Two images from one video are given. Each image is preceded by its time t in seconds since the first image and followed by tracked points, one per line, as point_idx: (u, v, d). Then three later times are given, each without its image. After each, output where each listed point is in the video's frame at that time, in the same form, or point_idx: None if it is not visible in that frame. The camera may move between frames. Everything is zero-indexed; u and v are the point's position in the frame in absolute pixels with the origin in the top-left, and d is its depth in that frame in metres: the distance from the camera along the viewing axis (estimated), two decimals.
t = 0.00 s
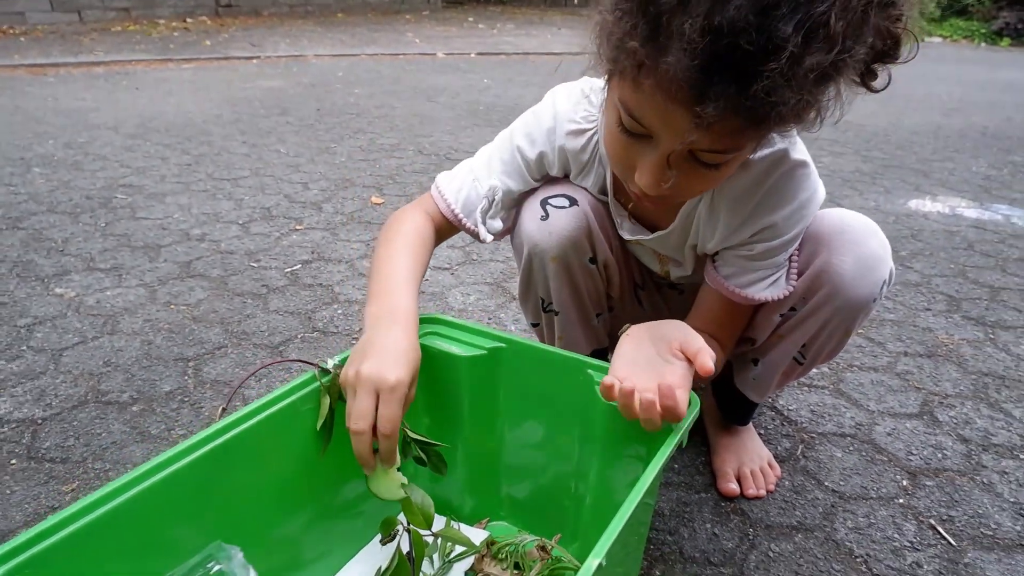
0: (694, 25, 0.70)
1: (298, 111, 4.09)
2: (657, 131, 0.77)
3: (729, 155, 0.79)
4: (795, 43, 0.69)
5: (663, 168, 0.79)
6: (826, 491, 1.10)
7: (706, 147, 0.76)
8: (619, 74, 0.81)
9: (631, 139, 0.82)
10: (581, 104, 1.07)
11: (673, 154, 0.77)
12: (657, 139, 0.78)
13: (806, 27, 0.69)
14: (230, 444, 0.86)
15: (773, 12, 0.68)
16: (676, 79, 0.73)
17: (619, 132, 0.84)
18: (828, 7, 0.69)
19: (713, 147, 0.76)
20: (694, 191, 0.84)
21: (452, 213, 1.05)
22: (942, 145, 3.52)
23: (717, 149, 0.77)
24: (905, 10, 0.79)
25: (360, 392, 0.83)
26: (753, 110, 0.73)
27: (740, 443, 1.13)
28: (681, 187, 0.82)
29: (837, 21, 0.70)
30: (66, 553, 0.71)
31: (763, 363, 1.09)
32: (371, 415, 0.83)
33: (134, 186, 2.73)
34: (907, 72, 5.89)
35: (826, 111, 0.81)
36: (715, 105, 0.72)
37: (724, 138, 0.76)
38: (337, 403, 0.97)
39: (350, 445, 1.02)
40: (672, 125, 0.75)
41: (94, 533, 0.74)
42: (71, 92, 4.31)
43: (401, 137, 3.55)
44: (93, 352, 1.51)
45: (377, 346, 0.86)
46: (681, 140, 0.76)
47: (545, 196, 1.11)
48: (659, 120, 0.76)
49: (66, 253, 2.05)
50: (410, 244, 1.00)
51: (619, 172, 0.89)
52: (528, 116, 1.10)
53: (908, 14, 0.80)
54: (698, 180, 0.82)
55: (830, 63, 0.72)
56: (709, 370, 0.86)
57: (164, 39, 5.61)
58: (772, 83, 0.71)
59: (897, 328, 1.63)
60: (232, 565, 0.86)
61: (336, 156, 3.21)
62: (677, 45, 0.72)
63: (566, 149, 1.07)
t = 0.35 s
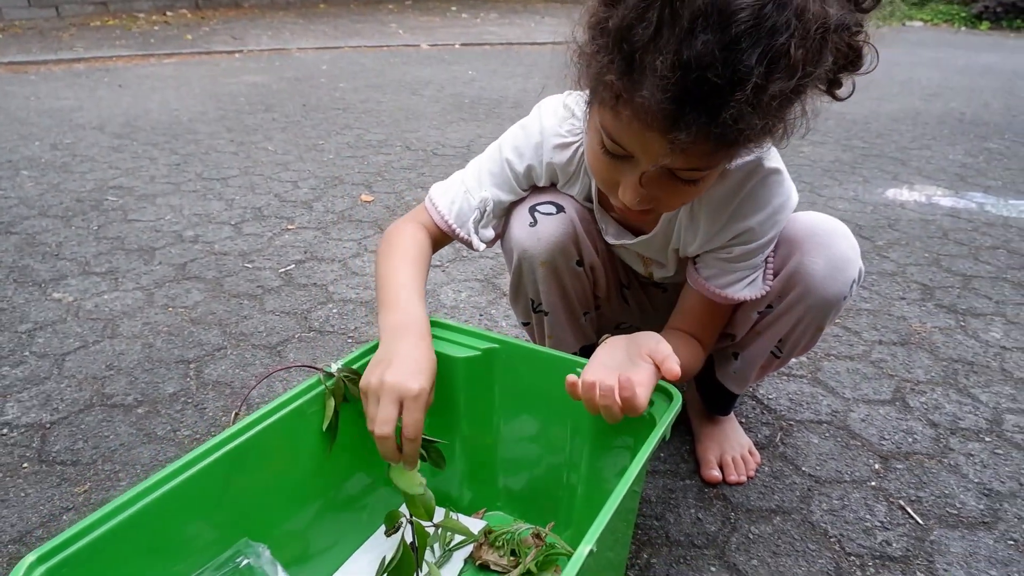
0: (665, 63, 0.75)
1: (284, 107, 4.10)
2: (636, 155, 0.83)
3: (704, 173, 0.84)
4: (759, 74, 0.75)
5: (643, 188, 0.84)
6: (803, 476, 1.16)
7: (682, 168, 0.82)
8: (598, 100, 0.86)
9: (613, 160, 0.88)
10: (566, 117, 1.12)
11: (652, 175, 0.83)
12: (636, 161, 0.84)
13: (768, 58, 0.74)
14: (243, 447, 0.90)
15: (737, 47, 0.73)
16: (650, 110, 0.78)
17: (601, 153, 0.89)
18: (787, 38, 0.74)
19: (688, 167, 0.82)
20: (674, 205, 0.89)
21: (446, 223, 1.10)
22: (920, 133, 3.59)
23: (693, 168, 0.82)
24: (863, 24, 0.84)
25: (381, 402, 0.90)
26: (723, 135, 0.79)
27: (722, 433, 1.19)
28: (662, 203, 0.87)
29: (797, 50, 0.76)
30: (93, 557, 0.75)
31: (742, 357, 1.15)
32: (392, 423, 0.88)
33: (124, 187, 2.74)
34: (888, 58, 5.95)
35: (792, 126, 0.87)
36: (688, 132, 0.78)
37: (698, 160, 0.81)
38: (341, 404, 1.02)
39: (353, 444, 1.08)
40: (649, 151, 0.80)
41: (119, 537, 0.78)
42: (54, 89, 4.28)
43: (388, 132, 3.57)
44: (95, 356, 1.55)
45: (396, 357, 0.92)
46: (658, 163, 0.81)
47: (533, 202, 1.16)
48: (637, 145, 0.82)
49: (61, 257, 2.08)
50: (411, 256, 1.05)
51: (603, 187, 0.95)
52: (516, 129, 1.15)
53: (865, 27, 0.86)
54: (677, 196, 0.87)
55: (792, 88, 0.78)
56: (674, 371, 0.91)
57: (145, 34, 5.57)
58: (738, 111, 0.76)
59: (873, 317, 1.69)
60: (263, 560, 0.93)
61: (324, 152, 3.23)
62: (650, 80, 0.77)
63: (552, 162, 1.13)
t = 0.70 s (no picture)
0: (650, 53, 0.78)
1: (272, 102, 4.09)
2: (626, 143, 0.85)
3: (692, 160, 0.86)
4: (740, 60, 0.77)
5: (635, 176, 0.87)
6: (793, 457, 1.20)
7: (670, 156, 0.84)
8: (588, 93, 0.88)
9: (604, 151, 0.90)
10: (557, 112, 1.14)
11: (643, 163, 0.85)
12: (627, 150, 0.86)
13: (749, 45, 0.77)
14: (249, 438, 0.92)
15: (719, 36, 0.76)
16: (638, 100, 0.80)
17: (593, 145, 0.91)
18: (766, 25, 0.77)
19: (677, 155, 0.84)
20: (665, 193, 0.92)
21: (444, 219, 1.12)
22: (905, 119, 3.63)
23: (681, 156, 0.85)
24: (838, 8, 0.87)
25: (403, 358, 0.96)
26: (709, 121, 0.81)
27: (713, 416, 1.22)
28: (653, 190, 0.90)
29: (776, 36, 0.78)
30: (107, 548, 0.77)
31: (732, 342, 1.18)
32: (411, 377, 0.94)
33: (116, 186, 2.74)
34: (873, 44, 5.98)
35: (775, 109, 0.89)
36: (674, 120, 0.80)
37: (687, 147, 0.84)
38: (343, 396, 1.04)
39: (357, 434, 1.10)
40: (638, 139, 0.83)
41: (132, 529, 0.80)
42: (40, 87, 4.25)
43: (378, 126, 3.58)
44: (95, 354, 1.56)
45: (416, 319, 0.98)
46: (647, 151, 0.84)
47: (528, 194, 1.19)
48: (626, 135, 0.84)
49: (56, 257, 2.09)
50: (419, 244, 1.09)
51: (596, 178, 0.98)
52: (509, 125, 1.18)
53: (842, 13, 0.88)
54: (667, 184, 0.90)
55: (772, 73, 0.80)
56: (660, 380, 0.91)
57: (130, 30, 5.53)
58: (722, 96, 0.79)
59: (859, 302, 1.73)
60: (282, 542, 0.97)
61: (314, 148, 3.24)
62: (637, 71, 0.80)
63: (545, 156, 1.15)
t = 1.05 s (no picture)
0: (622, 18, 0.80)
1: (255, 94, 4.06)
2: (600, 111, 0.87)
3: (665, 133, 0.88)
4: (710, 30, 0.78)
5: (608, 144, 0.88)
6: (773, 439, 1.22)
7: (643, 125, 0.85)
8: (567, 64, 0.90)
9: (581, 122, 0.92)
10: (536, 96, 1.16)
11: (616, 131, 0.87)
12: (601, 119, 0.87)
13: (719, 17, 0.78)
14: (237, 422, 0.93)
15: (690, 4, 0.77)
16: (611, 64, 0.82)
17: (571, 116, 0.93)
18: None
19: (650, 125, 0.85)
20: (640, 166, 0.93)
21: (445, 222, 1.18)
22: (885, 110, 3.67)
23: (654, 126, 0.86)
24: None
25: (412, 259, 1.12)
26: (679, 90, 0.82)
27: (695, 400, 1.24)
28: (627, 163, 0.91)
29: (747, 11, 0.79)
30: (100, 529, 0.78)
31: (712, 325, 1.20)
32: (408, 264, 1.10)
33: (98, 178, 2.72)
34: (854, 37, 6.03)
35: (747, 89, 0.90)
36: (644, 85, 0.81)
37: (659, 116, 0.85)
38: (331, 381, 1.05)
39: (344, 420, 1.12)
40: (610, 105, 0.84)
41: (120, 513, 0.80)
42: (18, 79, 4.19)
43: (362, 118, 3.56)
44: (79, 345, 1.56)
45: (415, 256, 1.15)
46: (619, 118, 0.85)
47: (515, 179, 1.21)
48: (600, 102, 0.86)
49: (38, 249, 2.07)
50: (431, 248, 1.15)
51: (575, 153, 0.99)
52: (493, 116, 1.22)
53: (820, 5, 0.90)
54: (642, 156, 0.91)
55: (743, 47, 0.81)
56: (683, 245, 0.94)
57: (108, 21, 5.45)
58: (692, 65, 0.80)
59: (839, 288, 1.76)
60: (274, 517, 0.99)
61: (298, 139, 3.22)
62: (610, 35, 0.82)
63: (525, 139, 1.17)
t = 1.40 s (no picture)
0: None
1: (257, 96, 4.06)
2: (598, 84, 0.87)
3: (665, 106, 0.87)
4: None
5: (608, 118, 0.88)
6: (779, 430, 1.22)
7: (641, 98, 0.85)
8: (566, 41, 0.91)
9: (581, 99, 0.92)
10: (540, 88, 1.18)
11: (615, 104, 0.87)
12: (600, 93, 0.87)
13: None
14: (244, 419, 0.94)
15: None
16: (607, 35, 0.82)
17: (572, 94, 0.93)
18: None
19: (648, 98, 0.85)
20: (640, 144, 0.93)
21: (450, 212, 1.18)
22: (887, 102, 3.66)
23: (652, 99, 0.86)
24: None
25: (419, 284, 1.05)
26: (677, 59, 0.82)
27: (701, 391, 1.24)
28: (627, 139, 0.91)
29: None
30: (109, 524, 0.78)
31: (716, 313, 1.19)
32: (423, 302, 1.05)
33: (101, 182, 2.73)
34: (855, 30, 6.01)
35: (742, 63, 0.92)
36: (642, 53, 0.81)
37: (656, 88, 0.85)
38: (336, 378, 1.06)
39: (350, 416, 1.12)
40: (607, 75, 0.84)
41: (127, 509, 0.80)
42: (20, 85, 4.20)
43: (363, 119, 3.57)
44: (85, 347, 1.56)
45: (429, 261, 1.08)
46: (618, 89, 0.85)
47: (521, 171, 1.21)
48: (598, 75, 0.86)
49: (43, 253, 2.08)
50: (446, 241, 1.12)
51: (576, 133, 0.99)
52: (498, 108, 1.23)
53: None
54: (642, 132, 0.91)
55: (738, 13, 0.83)
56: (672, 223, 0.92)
57: (109, 27, 5.47)
58: (689, 30, 0.81)
59: (843, 280, 1.76)
60: (278, 508, 0.99)
61: (300, 141, 3.23)
62: (609, 3, 0.82)
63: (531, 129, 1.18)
